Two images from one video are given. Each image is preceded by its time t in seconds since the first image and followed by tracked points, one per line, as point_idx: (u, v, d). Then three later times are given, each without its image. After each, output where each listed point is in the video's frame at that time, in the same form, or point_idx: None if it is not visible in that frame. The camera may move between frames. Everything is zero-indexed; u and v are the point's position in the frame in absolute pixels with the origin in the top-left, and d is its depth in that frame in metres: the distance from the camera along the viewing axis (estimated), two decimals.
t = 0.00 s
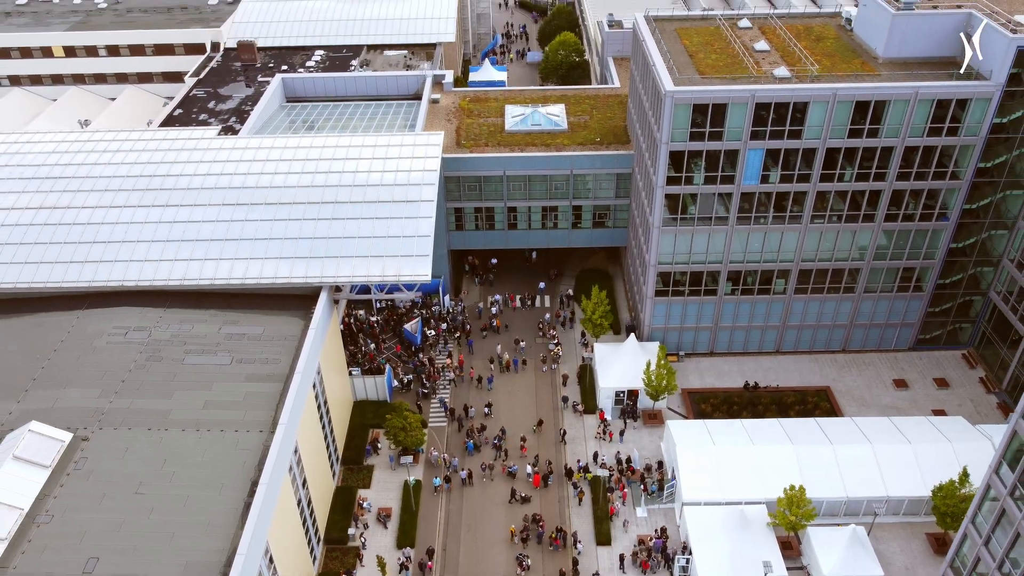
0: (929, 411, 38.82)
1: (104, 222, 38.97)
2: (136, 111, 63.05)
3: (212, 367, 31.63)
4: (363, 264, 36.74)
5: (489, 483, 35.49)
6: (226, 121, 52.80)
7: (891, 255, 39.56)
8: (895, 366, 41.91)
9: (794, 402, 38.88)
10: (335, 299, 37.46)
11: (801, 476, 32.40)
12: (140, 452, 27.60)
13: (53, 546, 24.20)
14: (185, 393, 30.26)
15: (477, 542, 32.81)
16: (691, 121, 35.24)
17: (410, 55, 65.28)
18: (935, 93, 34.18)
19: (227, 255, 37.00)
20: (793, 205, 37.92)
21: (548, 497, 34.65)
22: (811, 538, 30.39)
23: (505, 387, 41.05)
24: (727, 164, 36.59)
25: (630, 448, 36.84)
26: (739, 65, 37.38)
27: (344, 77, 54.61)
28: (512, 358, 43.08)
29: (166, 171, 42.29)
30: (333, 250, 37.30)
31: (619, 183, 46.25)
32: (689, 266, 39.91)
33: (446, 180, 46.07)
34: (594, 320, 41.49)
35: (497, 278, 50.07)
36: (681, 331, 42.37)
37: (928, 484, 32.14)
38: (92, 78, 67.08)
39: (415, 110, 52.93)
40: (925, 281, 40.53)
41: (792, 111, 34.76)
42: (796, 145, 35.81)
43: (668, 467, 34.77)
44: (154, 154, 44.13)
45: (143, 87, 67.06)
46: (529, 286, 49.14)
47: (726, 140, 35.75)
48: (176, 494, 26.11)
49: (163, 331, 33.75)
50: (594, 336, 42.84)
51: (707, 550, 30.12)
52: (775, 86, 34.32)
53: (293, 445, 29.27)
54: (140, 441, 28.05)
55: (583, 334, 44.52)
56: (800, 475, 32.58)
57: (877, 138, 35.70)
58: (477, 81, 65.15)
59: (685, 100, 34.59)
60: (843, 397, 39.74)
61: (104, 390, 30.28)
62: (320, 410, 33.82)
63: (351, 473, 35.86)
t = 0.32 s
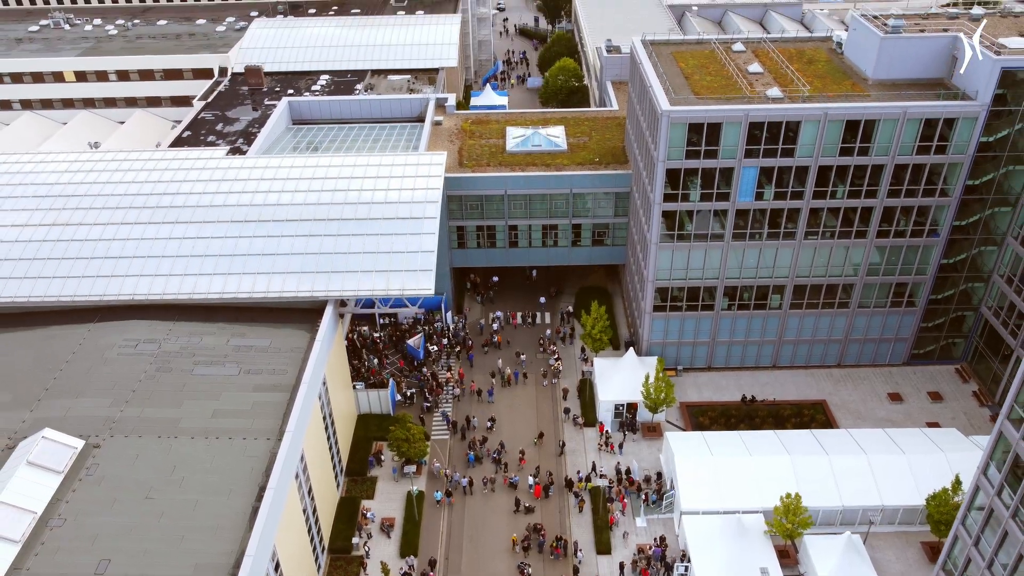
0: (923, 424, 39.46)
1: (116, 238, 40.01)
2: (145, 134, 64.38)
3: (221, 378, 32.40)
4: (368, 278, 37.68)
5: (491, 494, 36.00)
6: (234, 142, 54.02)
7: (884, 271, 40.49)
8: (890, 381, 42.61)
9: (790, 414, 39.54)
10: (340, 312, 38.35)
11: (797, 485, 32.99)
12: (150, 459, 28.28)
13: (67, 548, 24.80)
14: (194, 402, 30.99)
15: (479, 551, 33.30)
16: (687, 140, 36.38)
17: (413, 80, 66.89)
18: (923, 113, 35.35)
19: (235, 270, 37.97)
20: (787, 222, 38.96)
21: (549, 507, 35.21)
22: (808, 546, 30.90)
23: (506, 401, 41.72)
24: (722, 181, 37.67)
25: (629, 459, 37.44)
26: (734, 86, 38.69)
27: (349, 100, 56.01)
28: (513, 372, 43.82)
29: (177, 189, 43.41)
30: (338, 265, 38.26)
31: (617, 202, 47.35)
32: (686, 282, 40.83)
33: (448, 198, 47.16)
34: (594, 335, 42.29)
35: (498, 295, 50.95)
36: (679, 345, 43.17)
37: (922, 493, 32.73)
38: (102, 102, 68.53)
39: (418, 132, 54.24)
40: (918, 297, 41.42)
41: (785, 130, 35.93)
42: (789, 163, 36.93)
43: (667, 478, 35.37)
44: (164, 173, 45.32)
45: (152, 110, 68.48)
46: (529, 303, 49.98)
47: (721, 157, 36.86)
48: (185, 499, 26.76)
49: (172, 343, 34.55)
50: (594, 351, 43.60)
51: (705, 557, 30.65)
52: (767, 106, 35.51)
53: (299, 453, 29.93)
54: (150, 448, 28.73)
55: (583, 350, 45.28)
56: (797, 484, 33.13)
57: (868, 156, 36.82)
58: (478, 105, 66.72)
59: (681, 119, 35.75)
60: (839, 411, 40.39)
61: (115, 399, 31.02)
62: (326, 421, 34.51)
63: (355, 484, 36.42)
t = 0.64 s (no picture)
0: (917, 437, 40.14)
1: (126, 255, 41.03)
2: (153, 156, 65.70)
3: (228, 389, 33.18)
4: (372, 293, 38.62)
5: (493, 505, 36.54)
6: (241, 164, 55.26)
7: (877, 287, 41.42)
8: (884, 396, 43.32)
9: (786, 428, 40.24)
10: (345, 327, 39.23)
11: (794, 495, 33.54)
12: (160, 466, 28.98)
13: (79, 552, 25.42)
14: (202, 412, 31.72)
15: (481, 560, 33.78)
16: (683, 159, 37.51)
17: (417, 104, 68.46)
18: (911, 133, 36.52)
19: (243, 285, 38.92)
20: (782, 239, 39.93)
21: (550, 518, 35.74)
22: (804, 555, 31.43)
23: (507, 415, 42.37)
24: (718, 199, 38.72)
25: (628, 471, 38.05)
26: (728, 108, 39.96)
27: (353, 123, 57.40)
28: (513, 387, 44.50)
29: (186, 208, 44.52)
30: (343, 281, 39.22)
31: (616, 222, 48.42)
32: (684, 298, 41.75)
33: (451, 217, 48.23)
34: (593, 350, 43.06)
35: (500, 313, 51.76)
36: (677, 361, 43.97)
37: (915, 503, 33.32)
38: (111, 126, 69.99)
39: (421, 153, 55.52)
40: (910, 312, 42.30)
41: (778, 149, 37.07)
42: (782, 181, 38.02)
43: (665, 489, 35.97)
44: (174, 193, 46.48)
45: (160, 134, 69.90)
46: (530, 320, 50.82)
47: (716, 176, 37.96)
48: (194, 505, 27.43)
49: (181, 356, 35.38)
50: (593, 366, 44.32)
51: (703, 566, 31.15)
52: (761, 126, 36.66)
53: (305, 462, 30.61)
54: (160, 456, 29.44)
55: (583, 366, 45.99)
56: (792, 494, 33.73)
57: (859, 175, 37.93)
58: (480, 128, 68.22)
59: (677, 139, 36.89)
60: (834, 424, 41.06)
61: (125, 409, 31.76)
62: (331, 433, 35.19)
63: (359, 496, 36.97)
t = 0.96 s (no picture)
0: (912, 450, 40.81)
1: (136, 271, 42.03)
2: (161, 179, 66.94)
3: (236, 401, 33.95)
4: (377, 309, 39.58)
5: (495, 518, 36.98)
6: (248, 185, 56.45)
7: (870, 304, 42.35)
8: (879, 411, 44.07)
9: (783, 441, 40.95)
10: (350, 341, 40.15)
11: (790, 506, 34.09)
12: (170, 475, 29.68)
13: (90, 556, 26.01)
14: (211, 423, 32.46)
15: (483, 571, 34.26)
16: (679, 178, 38.67)
17: (419, 128, 69.96)
18: (901, 153, 37.66)
19: (251, 301, 39.88)
20: (777, 256, 40.93)
21: (550, 529, 36.28)
22: (801, 564, 31.92)
23: (509, 430, 43.01)
24: (713, 217, 39.80)
25: (628, 484, 38.65)
26: (723, 129, 41.23)
27: (358, 146, 58.74)
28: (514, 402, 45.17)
29: (195, 227, 45.59)
30: (348, 297, 40.21)
31: (614, 241, 49.44)
32: (681, 314, 42.67)
33: (453, 236, 49.26)
34: (593, 366, 43.83)
35: (501, 331, 52.55)
36: (675, 377, 44.76)
37: (910, 514, 33.89)
38: (120, 149, 71.39)
39: (424, 175, 56.77)
40: (904, 328, 43.16)
41: (771, 167, 38.22)
42: (776, 200, 39.12)
43: (664, 501, 36.53)
44: (183, 212, 47.60)
45: (168, 157, 71.25)
46: (531, 337, 51.61)
47: (712, 195, 39.07)
48: (204, 512, 28.09)
49: (190, 369, 36.19)
50: (593, 382, 45.05)
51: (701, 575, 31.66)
52: (754, 146, 37.82)
53: (311, 471, 31.30)
54: (169, 465, 30.15)
55: (583, 382, 46.69)
56: (789, 506, 34.29)
57: (851, 193, 39.01)
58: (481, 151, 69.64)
59: (673, 159, 38.04)
60: (830, 439, 41.75)
61: (136, 420, 32.50)
62: (336, 445, 35.85)
63: (362, 508, 37.50)
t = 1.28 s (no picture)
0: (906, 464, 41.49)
1: (146, 289, 43.02)
2: (168, 200, 68.14)
3: (243, 413, 34.73)
4: (381, 325, 40.54)
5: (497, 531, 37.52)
6: (254, 206, 57.65)
7: (864, 320, 43.26)
8: (875, 426, 44.85)
9: (780, 455, 41.64)
10: (354, 357, 41.01)
11: (787, 518, 34.69)
12: (178, 484, 30.39)
13: (102, 562, 26.65)
14: (219, 435, 33.22)
15: None
16: (676, 199, 39.83)
17: (422, 151, 71.42)
18: (891, 173, 38.81)
19: (258, 317, 40.83)
20: (772, 274, 41.93)
21: (551, 541, 36.83)
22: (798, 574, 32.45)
23: (509, 445, 43.62)
24: (709, 235, 40.88)
25: (627, 498, 39.26)
26: (718, 150, 42.45)
27: (362, 168, 60.04)
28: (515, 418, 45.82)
29: (203, 246, 46.67)
30: (353, 313, 41.17)
31: (613, 260, 50.48)
32: (679, 331, 43.56)
33: (455, 256, 50.29)
34: (593, 382, 44.60)
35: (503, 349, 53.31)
36: (674, 393, 45.56)
37: (904, 525, 34.48)
38: (128, 173, 72.77)
39: (427, 196, 57.99)
40: (897, 344, 44.02)
41: (765, 187, 39.35)
42: (770, 219, 40.21)
43: (663, 514, 37.12)
44: (191, 232, 48.69)
45: (175, 180, 72.59)
46: (531, 355, 52.38)
47: (708, 214, 40.18)
48: (212, 520, 28.77)
49: (198, 382, 37.00)
50: (593, 398, 45.76)
51: None
52: (748, 166, 38.98)
53: (316, 481, 32.02)
54: (178, 475, 30.86)
55: (583, 399, 47.33)
56: (785, 517, 34.85)
57: (843, 212, 40.10)
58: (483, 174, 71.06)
59: (670, 178, 39.20)
60: (827, 453, 42.44)
61: (145, 432, 33.25)
62: (340, 459, 36.56)
63: (366, 521, 38.06)
